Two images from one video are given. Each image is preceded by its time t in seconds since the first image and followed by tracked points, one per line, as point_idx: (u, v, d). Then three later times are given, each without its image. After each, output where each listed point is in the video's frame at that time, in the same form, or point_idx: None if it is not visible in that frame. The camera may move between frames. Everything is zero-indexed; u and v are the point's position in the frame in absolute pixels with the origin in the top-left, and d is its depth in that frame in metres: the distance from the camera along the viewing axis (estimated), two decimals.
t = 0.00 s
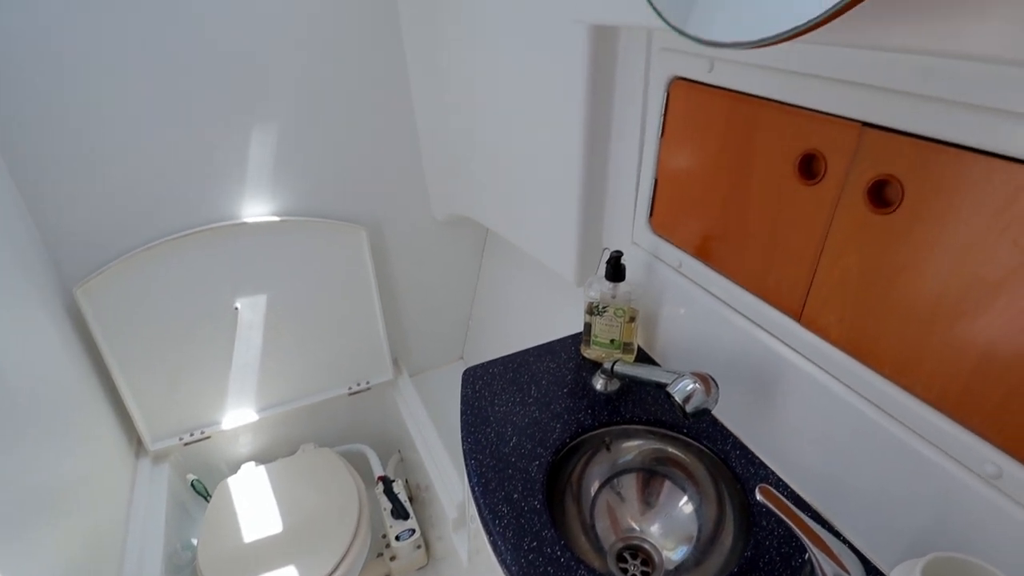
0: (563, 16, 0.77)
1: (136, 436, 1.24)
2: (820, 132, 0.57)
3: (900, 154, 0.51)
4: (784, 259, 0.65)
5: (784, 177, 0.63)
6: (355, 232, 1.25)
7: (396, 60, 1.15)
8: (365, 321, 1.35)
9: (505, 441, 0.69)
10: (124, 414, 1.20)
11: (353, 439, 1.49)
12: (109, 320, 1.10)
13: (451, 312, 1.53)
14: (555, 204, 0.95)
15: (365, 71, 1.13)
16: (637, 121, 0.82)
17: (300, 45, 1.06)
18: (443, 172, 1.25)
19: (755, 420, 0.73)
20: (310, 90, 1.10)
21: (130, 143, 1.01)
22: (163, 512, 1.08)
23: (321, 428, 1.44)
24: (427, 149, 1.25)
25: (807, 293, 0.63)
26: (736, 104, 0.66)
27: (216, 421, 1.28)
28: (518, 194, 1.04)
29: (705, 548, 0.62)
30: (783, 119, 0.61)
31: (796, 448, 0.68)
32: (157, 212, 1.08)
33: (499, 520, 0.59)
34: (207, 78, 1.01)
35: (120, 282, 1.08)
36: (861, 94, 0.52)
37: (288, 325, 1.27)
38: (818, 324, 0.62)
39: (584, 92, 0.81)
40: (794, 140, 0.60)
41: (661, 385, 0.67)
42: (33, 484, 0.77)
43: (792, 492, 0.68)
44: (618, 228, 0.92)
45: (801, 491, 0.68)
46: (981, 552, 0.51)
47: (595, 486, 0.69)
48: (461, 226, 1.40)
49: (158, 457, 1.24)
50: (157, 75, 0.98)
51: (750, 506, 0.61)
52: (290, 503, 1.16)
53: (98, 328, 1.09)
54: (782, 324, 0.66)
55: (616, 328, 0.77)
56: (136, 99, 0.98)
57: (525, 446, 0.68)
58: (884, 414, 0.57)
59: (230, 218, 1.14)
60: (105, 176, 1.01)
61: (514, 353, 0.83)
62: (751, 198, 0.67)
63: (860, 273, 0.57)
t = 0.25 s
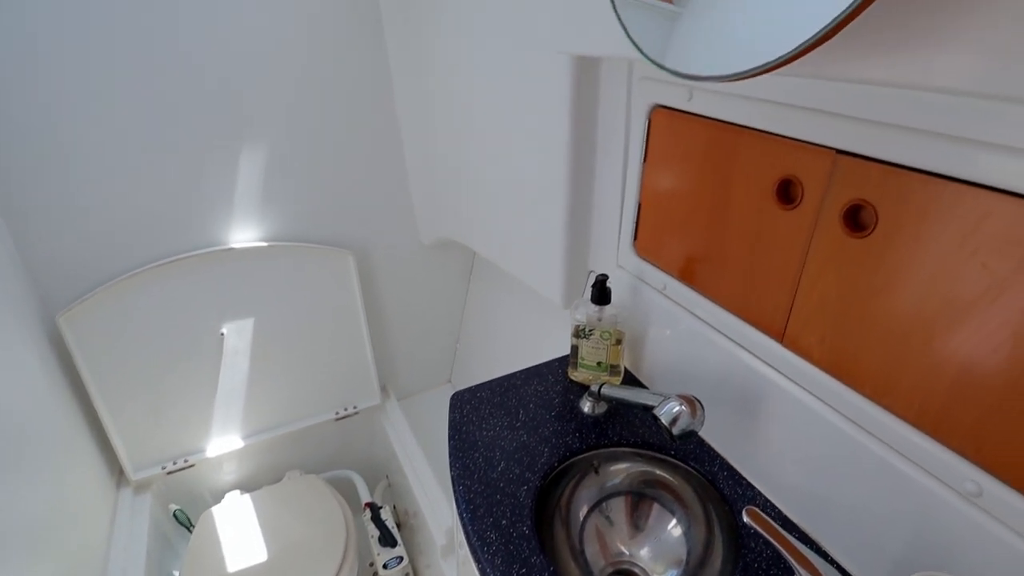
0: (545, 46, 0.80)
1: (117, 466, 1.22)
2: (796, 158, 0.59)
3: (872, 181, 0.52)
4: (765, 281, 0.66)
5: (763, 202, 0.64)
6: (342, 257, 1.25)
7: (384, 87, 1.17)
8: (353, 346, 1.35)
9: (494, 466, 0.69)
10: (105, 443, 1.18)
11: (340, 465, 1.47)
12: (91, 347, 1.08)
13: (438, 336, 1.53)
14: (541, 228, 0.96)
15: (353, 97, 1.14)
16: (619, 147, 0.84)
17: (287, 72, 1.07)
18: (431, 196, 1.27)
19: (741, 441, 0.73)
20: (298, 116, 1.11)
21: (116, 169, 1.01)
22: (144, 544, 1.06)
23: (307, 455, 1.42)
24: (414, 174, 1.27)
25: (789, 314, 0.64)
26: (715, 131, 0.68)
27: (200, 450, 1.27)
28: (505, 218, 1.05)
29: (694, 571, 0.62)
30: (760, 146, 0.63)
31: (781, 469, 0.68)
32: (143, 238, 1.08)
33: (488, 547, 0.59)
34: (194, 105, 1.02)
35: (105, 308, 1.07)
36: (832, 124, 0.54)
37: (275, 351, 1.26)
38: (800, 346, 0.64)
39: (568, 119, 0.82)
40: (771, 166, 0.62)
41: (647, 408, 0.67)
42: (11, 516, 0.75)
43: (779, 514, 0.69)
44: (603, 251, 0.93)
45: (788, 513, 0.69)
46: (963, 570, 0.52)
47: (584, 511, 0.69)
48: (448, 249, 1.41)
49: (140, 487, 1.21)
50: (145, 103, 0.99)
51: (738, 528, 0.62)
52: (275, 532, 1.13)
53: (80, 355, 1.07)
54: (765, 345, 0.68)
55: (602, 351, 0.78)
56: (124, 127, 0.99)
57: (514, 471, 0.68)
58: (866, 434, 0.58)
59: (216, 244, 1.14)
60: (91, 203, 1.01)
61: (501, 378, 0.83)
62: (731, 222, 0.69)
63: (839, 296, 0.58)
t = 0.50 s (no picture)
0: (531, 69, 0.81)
1: (100, 491, 1.20)
2: (779, 180, 0.60)
3: (853, 202, 0.54)
4: (751, 300, 0.67)
5: (748, 222, 0.65)
6: (331, 277, 1.25)
7: (373, 108, 1.18)
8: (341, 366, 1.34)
9: (483, 488, 0.69)
10: (88, 467, 1.16)
11: (329, 487, 1.45)
12: (75, 367, 1.07)
13: (428, 355, 1.52)
14: (530, 248, 0.97)
15: (342, 119, 1.15)
16: (606, 168, 0.85)
17: (276, 94, 1.08)
18: (420, 216, 1.27)
19: (730, 460, 0.74)
20: (287, 138, 1.12)
21: (104, 191, 1.01)
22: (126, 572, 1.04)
23: (295, 477, 1.40)
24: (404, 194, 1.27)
25: (775, 333, 0.65)
26: (700, 153, 0.69)
27: (186, 473, 1.25)
28: (494, 237, 1.06)
29: None
30: (744, 168, 0.64)
31: (770, 488, 0.69)
32: (130, 259, 1.08)
33: (478, 570, 0.59)
34: (183, 125, 1.03)
35: (90, 330, 1.07)
36: (811, 147, 0.56)
37: (263, 372, 1.25)
38: (787, 364, 0.64)
39: (555, 140, 0.84)
40: (755, 188, 0.63)
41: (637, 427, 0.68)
42: None
43: (770, 533, 0.69)
44: (592, 270, 0.94)
45: (778, 532, 0.69)
46: None
47: (573, 532, 0.67)
48: (438, 269, 1.41)
49: (123, 512, 1.19)
50: (134, 125, 0.99)
51: (728, 548, 0.62)
52: (263, 557, 1.11)
53: (64, 378, 1.06)
54: (753, 364, 0.68)
55: (592, 370, 0.78)
56: (112, 149, 0.99)
57: (504, 492, 0.68)
58: (853, 452, 0.59)
59: (204, 264, 1.14)
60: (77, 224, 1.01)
61: (491, 398, 0.83)
62: (717, 242, 0.70)
63: (823, 315, 0.59)
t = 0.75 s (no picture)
0: (519, 93, 0.82)
1: (82, 516, 1.17)
2: (764, 201, 0.61)
3: (836, 223, 0.54)
4: (740, 320, 0.67)
5: (734, 243, 0.66)
6: (321, 298, 1.25)
7: (364, 130, 1.18)
8: (331, 387, 1.33)
9: (473, 511, 0.68)
10: (70, 492, 1.14)
11: (318, 510, 1.43)
12: (60, 390, 1.06)
13: (419, 376, 1.51)
14: (520, 268, 0.97)
15: (333, 140, 1.16)
16: (594, 189, 0.86)
17: (268, 115, 1.09)
18: (410, 237, 1.27)
19: (721, 481, 0.73)
20: (278, 159, 1.12)
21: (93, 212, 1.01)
22: None
23: (283, 501, 1.38)
24: (394, 214, 1.28)
25: (764, 352, 0.65)
26: (686, 174, 0.70)
27: (173, 497, 1.23)
28: (483, 257, 1.06)
29: None
30: (729, 190, 0.65)
31: (762, 509, 0.69)
32: (117, 280, 1.07)
33: None
34: (173, 147, 1.03)
35: (75, 352, 1.05)
36: (794, 170, 0.57)
37: (252, 394, 1.24)
38: (776, 383, 0.64)
39: (543, 162, 0.85)
40: (740, 209, 0.64)
41: (628, 448, 0.67)
42: None
43: (762, 555, 0.68)
44: (582, 290, 0.94)
45: (771, 553, 0.68)
46: None
47: (565, 556, 0.66)
48: (429, 289, 1.41)
49: (105, 538, 1.17)
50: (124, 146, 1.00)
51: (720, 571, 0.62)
52: None
53: (48, 401, 1.05)
54: (742, 384, 0.68)
55: (582, 391, 0.78)
56: (101, 170, 0.99)
57: (494, 516, 0.68)
58: (844, 472, 0.59)
59: (194, 285, 1.13)
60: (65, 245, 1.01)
61: (481, 419, 0.83)
62: (705, 262, 0.71)
63: (811, 334, 0.59)
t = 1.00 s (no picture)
0: (510, 118, 0.84)
1: (62, 545, 1.15)
2: (752, 226, 0.62)
3: (822, 248, 0.55)
4: (730, 342, 0.68)
5: (724, 266, 0.67)
6: (311, 319, 1.24)
7: (357, 153, 1.19)
8: (321, 411, 1.31)
9: (464, 538, 0.67)
10: (51, 520, 1.12)
11: (306, 537, 1.40)
12: (42, 416, 1.04)
13: (409, 399, 1.50)
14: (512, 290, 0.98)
15: (325, 163, 1.17)
16: (585, 212, 0.86)
17: (260, 139, 1.09)
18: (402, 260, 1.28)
19: (714, 504, 0.73)
20: (270, 182, 1.13)
21: (82, 235, 1.01)
22: None
23: (270, 528, 1.35)
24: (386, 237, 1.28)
25: (754, 375, 0.65)
26: (675, 199, 0.71)
27: (159, 524, 1.20)
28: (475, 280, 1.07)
29: None
30: (718, 214, 0.66)
31: (754, 533, 0.68)
32: (106, 303, 1.06)
33: None
34: (164, 171, 1.03)
35: (60, 376, 1.04)
36: (781, 196, 0.58)
37: (240, 418, 1.22)
38: (767, 406, 0.65)
39: (534, 185, 0.86)
40: (729, 233, 0.65)
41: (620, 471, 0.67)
42: None
43: None
44: (573, 312, 0.94)
45: None
46: None
47: None
48: (420, 311, 1.40)
49: (86, 568, 1.14)
50: (115, 170, 1.00)
51: None
52: None
53: (30, 426, 1.03)
54: (733, 406, 0.69)
55: (574, 415, 0.78)
56: (92, 193, 0.99)
57: (485, 542, 0.67)
58: (836, 495, 0.59)
59: (183, 308, 1.12)
60: (53, 268, 1.00)
61: (473, 443, 0.82)
62: (695, 285, 0.71)
63: (800, 357, 0.60)
